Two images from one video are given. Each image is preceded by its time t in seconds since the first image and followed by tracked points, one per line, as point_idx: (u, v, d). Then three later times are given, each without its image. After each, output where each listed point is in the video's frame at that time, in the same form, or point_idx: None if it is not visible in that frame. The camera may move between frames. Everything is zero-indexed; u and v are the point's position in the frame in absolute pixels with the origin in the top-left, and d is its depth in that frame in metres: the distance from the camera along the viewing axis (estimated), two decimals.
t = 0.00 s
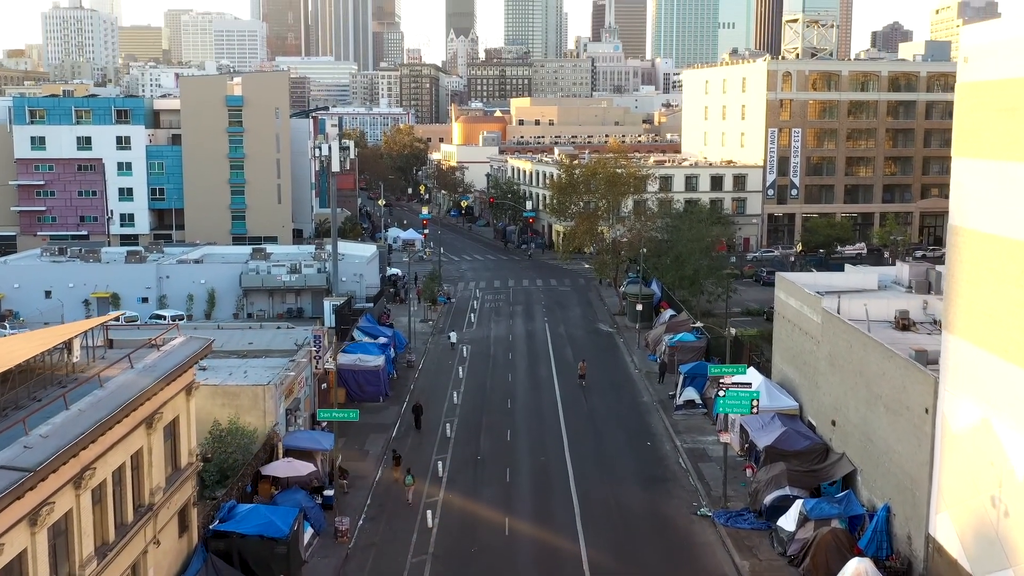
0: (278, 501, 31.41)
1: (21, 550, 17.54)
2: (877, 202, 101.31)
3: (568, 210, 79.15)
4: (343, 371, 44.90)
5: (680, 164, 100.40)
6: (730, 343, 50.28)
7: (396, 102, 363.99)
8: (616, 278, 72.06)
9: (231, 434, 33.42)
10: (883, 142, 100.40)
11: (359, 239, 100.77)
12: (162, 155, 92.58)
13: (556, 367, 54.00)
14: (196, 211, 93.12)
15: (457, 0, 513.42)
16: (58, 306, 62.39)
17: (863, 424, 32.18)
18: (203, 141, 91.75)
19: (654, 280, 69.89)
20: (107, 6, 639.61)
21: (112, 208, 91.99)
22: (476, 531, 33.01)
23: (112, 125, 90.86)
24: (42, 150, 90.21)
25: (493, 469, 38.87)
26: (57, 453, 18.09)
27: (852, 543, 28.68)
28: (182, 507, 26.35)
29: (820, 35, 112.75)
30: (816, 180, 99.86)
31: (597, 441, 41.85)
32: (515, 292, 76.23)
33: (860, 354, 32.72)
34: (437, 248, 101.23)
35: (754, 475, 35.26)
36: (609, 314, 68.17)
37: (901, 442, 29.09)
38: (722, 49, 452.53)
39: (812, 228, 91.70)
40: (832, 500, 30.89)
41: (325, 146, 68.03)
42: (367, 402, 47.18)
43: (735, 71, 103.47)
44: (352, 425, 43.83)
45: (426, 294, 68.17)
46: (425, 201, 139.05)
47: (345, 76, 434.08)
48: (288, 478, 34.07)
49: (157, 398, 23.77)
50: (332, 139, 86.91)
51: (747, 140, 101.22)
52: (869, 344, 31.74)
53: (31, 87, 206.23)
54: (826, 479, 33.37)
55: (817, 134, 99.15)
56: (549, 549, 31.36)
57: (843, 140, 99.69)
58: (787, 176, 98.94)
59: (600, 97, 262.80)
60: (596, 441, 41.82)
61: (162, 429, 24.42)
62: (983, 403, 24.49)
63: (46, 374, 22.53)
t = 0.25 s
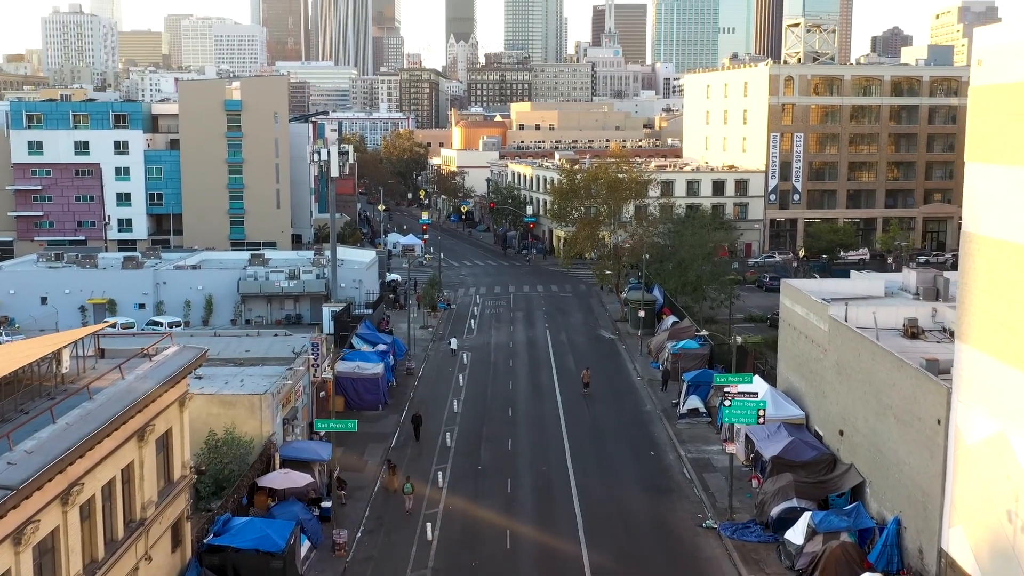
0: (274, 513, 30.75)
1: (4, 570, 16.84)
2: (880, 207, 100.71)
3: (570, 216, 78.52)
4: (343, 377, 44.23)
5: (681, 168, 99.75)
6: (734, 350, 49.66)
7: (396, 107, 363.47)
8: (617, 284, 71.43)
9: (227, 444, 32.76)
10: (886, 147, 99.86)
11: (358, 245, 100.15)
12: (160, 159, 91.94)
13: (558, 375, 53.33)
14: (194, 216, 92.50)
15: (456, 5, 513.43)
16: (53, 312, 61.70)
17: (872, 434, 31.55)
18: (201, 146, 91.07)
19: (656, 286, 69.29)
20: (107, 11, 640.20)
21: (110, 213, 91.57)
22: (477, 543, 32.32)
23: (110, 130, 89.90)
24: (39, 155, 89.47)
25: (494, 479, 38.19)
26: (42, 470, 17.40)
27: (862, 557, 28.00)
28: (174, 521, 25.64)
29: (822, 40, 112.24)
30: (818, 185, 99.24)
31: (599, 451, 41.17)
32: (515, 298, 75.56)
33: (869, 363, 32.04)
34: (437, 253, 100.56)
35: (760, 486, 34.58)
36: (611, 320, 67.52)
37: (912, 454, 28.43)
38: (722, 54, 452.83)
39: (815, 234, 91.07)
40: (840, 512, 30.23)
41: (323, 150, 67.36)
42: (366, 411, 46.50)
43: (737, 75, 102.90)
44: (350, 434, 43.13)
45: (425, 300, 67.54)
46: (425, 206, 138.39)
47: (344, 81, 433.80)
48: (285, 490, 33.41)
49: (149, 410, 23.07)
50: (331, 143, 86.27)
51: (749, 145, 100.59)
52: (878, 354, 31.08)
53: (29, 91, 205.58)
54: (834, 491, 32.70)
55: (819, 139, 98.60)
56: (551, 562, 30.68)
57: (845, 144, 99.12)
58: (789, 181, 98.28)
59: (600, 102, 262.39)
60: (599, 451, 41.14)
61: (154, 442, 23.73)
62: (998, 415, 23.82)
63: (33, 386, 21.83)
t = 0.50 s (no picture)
0: (270, 527, 29.99)
1: None
2: (883, 213, 100.01)
3: (571, 222, 77.67)
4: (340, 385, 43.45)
5: (683, 174, 99.05)
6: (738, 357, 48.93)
7: (396, 112, 362.90)
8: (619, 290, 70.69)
9: (222, 456, 32.01)
10: (889, 152, 99.22)
11: (358, 250, 99.35)
12: (158, 165, 91.23)
13: (559, 383, 52.58)
14: (192, 222, 91.75)
15: (456, 11, 513.45)
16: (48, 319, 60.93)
17: (883, 446, 30.82)
18: (199, 152, 90.41)
19: (658, 292, 68.57)
20: (108, 17, 640.30)
21: (107, 219, 90.91)
22: (478, 557, 31.50)
23: (108, 135, 89.49)
24: (36, 160, 88.71)
25: (495, 490, 37.39)
26: (24, 488, 16.63)
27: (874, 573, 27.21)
28: (167, 537, 24.85)
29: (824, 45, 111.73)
30: (821, 191, 98.57)
31: (602, 461, 40.43)
32: (516, 305, 74.81)
33: (879, 373, 31.31)
34: (437, 259, 99.80)
35: (767, 499, 33.80)
36: (613, 327, 66.77)
37: (925, 467, 27.67)
38: (722, 60, 452.86)
39: (818, 240, 90.26)
40: (851, 526, 29.46)
41: (322, 155, 66.61)
42: (365, 420, 45.72)
43: (739, 80, 102.34)
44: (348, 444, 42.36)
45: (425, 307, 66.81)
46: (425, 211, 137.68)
47: (344, 87, 433.55)
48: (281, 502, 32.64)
49: (139, 424, 22.31)
50: (330, 149, 85.62)
51: (751, 150, 99.95)
52: (889, 363, 30.35)
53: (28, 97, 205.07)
54: (844, 504, 31.92)
55: (822, 144, 97.96)
56: None
57: (848, 150, 98.47)
58: (792, 187, 97.62)
59: (600, 107, 261.81)
60: (602, 461, 40.37)
61: (144, 456, 22.91)
62: (1016, 428, 23.08)
63: (20, 399, 21.06)
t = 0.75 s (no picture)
0: (266, 539, 29.31)
1: None
2: (886, 217, 99.35)
3: (572, 227, 76.74)
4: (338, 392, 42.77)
5: (684, 178, 98.37)
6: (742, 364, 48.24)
7: (395, 117, 362.45)
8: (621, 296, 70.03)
9: (217, 465, 31.33)
10: (891, 156, 98.61)
11: (357, 255, 98.67)
12: (156, 169, 90.85)
13: (561, 390, 51.89)
14: (190, 226, 91.11)
15: (456, 15, 513.48)
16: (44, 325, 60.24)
17: (892, 456, 30.15)
18: (197, 156, 89.80)
19: (660, 298, 67.88)
20: (108, 21, 640.90)
21: (105, 223, 90.19)
22: (478, 568, 30.79)
23: (106, 139, 88.85)
24: (33, 164, 87.98)
25: (496, 500, 36.69)
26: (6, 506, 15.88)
27: None
28: (159, 551, 24.12)
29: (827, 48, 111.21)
30: (823, 196, 97.96)
31: (605, 470, 39.73)
32: (516, 310, 74.13)
33: (888, 382, 30.66)
34: (437, 264, 99.11)
35: (774, 510, 33.11)
36: (615, 333, 66.12)
37: (937, 479, 26.99)
38: (722, 64, 452.73)
39: (821, 244, 89.55)
40: (860, 538, 28.76)
41: (321, 160, 65.98)
42: (364, 427, 45.00)
43: (741, 84, 101.75)
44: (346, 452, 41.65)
45: (425, 312, 66.19)
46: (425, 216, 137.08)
47: (343, 91, 433.31)
48: (277, 513, 31.95)
49: (129, 436, 21.56)
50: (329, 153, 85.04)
51: (752, 154, 99.33)
52: (899, 372, 29.71)
53: (27, 101, 204.79)
54: (853, 515, 31.21)
55: (824, 148, 97.36)
56: None
57: (851, 154, 97.84)
58: (794, 192, 97.06)
59: (600, 111, 261.25)
60: (605, 470, 39.70)
61: (135, 470, 22.18)
62: None
63: (6, 409, 20.31)
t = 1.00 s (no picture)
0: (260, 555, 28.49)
1: None
2: (889, 223, 98.60)
3: (573, 233, 75.70)
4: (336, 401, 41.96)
5: (686, 184, 97.61)
6: (747, 373, 47.40)
7: (396, 122, 361.92)
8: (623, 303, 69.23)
9: (211, 478, 30.52)
10: (895, 162, 97.94)
11: (357, 261, 97.86)
12: (154, 175, 90.23)
13: (563, 399, 51.11)
14: (188, 232, 90.41)
15: (456, 20, 513.49)
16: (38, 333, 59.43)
17: (905, 470, 29.34)
18: (195, 161, 89.05)
19: (663, 305, 67.04)
20: (108, 26, 641.09)
21: (102, 229, 89.61)
22: None
23: (103, 144, 88.03)
24: (30, 169, 87.22)
25: (498, 512, 35.88)
26: None
27: None
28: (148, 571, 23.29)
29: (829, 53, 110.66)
30: (826, 201, 97.23)
31: (609, 482, 38.90)
32: (517, 317, 73.34)
33: (901, 393, 29.87)
34: (437, 270, 98.31)
35: (782, 524, 32.29)
36: (617, 340, 65.35)
37: (953, 495, 26.19)
38: (723, 69, 452.74)
39: (825, 251, 88.76)
40: (872, 554, 27.95)
41: (320, 165, 65.25)
42: (362, 437, 44.22)
43: (743, 89, 101.10)
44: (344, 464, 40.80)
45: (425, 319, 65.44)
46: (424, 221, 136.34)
47: (343, 97, 432.89)
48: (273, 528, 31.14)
49: (118, 452, 20.76)
50: (329, 159, 84.35)
51: (755, 160, 98.64)
52: (912, 383, 28.93)
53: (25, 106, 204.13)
54: (864, 530, 30.39)
55: (827, 153, 96.69)
56: None
57: (854, 159, 97.18)
58: (797, 197, 96.33)
59: (600, 117, 260.79)
60: (608, 482, 38.89)
61: (123, 487, 21.36)
62: None
63: None
